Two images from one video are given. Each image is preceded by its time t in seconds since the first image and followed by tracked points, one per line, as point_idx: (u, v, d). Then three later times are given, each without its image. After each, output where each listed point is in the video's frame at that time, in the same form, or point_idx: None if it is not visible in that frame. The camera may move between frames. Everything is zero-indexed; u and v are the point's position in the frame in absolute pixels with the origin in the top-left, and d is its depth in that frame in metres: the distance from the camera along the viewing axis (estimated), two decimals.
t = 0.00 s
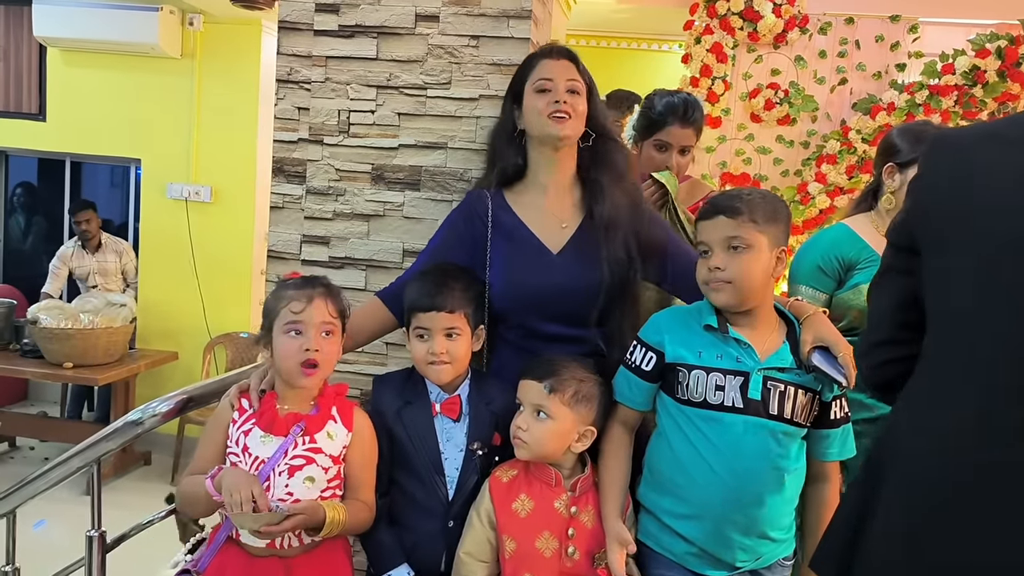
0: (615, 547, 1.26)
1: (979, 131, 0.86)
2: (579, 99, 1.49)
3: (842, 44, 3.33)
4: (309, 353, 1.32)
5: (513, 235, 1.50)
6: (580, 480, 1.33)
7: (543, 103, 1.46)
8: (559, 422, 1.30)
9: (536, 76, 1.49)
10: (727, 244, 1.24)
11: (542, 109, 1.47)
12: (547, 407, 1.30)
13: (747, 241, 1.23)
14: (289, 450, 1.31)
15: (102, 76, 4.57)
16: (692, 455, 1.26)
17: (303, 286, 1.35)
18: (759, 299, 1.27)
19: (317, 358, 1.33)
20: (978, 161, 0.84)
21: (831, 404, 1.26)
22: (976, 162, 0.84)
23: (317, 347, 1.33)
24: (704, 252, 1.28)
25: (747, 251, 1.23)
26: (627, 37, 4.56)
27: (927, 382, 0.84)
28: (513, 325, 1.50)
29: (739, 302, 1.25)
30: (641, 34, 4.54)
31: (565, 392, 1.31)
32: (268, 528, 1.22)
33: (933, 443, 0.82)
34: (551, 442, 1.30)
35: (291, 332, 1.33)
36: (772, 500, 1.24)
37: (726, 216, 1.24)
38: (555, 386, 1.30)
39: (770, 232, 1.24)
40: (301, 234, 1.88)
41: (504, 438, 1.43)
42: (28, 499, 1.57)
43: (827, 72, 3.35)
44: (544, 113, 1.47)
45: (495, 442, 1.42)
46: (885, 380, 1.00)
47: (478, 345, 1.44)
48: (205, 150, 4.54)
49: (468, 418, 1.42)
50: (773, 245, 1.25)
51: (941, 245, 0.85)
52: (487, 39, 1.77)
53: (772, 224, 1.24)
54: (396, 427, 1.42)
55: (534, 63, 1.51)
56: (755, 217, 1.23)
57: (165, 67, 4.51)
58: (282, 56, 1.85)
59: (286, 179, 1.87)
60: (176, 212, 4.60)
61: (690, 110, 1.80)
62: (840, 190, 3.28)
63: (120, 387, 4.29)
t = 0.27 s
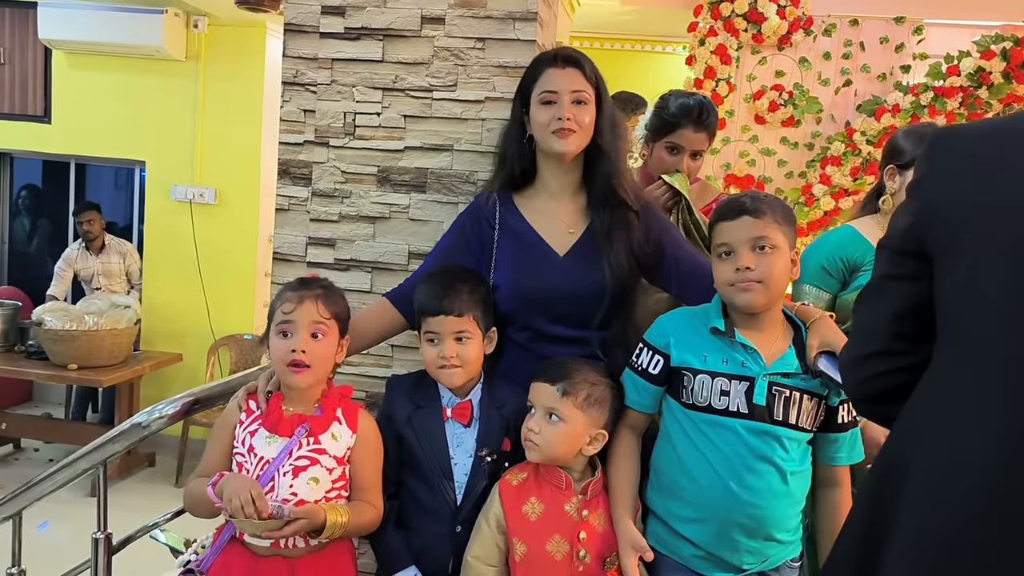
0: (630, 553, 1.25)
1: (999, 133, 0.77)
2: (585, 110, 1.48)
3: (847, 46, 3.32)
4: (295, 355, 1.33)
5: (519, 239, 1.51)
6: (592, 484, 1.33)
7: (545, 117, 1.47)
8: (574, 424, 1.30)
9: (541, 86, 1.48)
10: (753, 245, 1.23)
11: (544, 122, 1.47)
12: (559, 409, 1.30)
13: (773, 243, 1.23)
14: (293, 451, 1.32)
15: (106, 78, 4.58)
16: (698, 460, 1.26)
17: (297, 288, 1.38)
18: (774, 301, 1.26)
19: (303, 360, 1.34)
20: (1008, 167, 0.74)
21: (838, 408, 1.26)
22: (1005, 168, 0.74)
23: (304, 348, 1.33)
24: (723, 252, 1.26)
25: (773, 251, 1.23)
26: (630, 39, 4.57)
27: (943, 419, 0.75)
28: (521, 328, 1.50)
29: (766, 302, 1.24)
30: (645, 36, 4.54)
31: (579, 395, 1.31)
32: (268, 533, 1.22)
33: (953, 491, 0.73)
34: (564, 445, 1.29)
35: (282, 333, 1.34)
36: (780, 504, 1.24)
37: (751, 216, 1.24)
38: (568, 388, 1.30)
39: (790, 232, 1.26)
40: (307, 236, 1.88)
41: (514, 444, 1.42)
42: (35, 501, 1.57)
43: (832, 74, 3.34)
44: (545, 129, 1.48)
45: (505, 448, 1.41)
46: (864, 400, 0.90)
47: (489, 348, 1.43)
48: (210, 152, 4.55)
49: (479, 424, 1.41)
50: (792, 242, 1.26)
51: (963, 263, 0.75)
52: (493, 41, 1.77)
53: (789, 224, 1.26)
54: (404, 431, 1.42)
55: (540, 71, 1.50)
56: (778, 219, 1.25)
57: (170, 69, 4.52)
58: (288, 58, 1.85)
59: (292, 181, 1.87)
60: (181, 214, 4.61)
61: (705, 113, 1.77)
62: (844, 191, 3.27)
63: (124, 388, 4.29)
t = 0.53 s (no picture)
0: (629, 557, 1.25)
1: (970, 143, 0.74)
2: (597, 117, 1.48)
3: (854, 45, 3.32)
4: (305, 356, 1.34)
5: (529, 238, 1.51)
6: (591, 483, 1.31)
7: (556, 123, 1.47)
8: (570, 428, 1.29)
9: (554, 91, 1.47)
10: (762, 247, 1.23)
11: (555, 129, 1.47)
12: (558, 413, 1.29)
13: (781, 245, 1.23)
14: (303, 448, 1.33)
15: (113, 80, 4.59)
16: (708, 459, 1.25)
17: (303, 290, 1.37)
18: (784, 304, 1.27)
19: (313, 361, 1.34)
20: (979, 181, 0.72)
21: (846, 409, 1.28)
22: (977, 182, 0.72)
23: (313, 350, 1.34)
24: (733, 255, 1.26)
25: (782, 253, 1.23)
26: (636, 40, 4.56)
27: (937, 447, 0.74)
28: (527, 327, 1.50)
29: (776, 303, 1.25)
30: (650, 36, 4.54)
31: (577, 396, 1.30)
32: (284, 527, 1.21)
33: (948, 499, 0.72)
34: (564, 446, 1.29)
35: (291, 335, 1.35)
36: (788, 502, 1.23)
37: (760, 218, 1.24)
38: (565, 390, 1.30)
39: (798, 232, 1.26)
40: (312, 236, 1.88)
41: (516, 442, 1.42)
42: (42, 501, 1.58)
43: (838, 74, 3.35)
44: (557, 136, 1.48)
45: (506, 446, 1.40)
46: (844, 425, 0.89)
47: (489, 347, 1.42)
48: (216, 153, 4.56)
49: (478, 422, 1.41)
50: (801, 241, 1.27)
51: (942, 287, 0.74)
52: (498, 42, 1.77)
53: (797, 225, 1.26)
54: (408, 431, 1.42)
55: (552, 74, 1.49)
56: (787, 220, 1.25)
57: (176, 70, 4.53)
58: (294, 59, 1.85)
59: (297, 182, 1.88)
60: (187, 215, 4.62)
61: (736, 112, 1.69)
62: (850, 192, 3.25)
63: (130, 388, 4.31)
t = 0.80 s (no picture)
0: (622, 557, 1.24)
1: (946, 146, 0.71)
2: (602, 119, 1.47)
3: (854, 44, 3.32)
4: (306, 352, 1.34)
5: (527, 236, 1.51)
6: (586, 487, 1.31)
7: (561, 124, 1.47)
8: (565, 426, 1.29)
9: (559, 92, 1.47)
10: (748, 247, 1.23)
11: (560, 129, 1.47)
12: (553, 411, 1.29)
13: (767, 245, 1.23)
14: (295, 445, 1.32)
15: (114, 80, 4.59)
16: (703, 458, 1.25)
17: (307, 288, 1.38)
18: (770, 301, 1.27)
19: (313, 357, 1.34)
20: (954, 192, 0.70)
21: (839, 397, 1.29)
22: (938, 189, 0.70)
23: (314, 347, 1.34)
24: (717, 253, 1.26)
25: (768, 252, 1.23)
26: (637, 39, 4.55)
27: (927, 472, 0.73)
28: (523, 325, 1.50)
29: (761, 302, 1.25)
30: (651, 35, 4.52)
31: (571, 396, 1.29)
32: (271, 524, 1.21)
33: (920, 495, 0.73)
34: (557, 446, 1.28)
35: (293, 330, 1.35)
36: (785, 497, 1.23)
37: (746, 218, 1.24)
38: (560, 389, 1.29)
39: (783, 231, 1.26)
40: (309, 236, 1.88)
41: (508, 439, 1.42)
42: (37, 500, 1.58)
43: (839, 73, 3.34)
44: (561, 135, 1.47)
45: (499, 442, 1.40)
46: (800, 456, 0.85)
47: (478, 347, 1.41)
48: (216, 153, 4.56)
49: (470, 419, 1.41)
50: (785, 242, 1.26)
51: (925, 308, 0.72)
52: (494, 41, 1.77)
53: (780, 225, 1.26)
54: (401, 429, 1.42)
55: (558, 75, 1.48)
56: (771, 219, 1.25)
57: (176, 70, 4.53)
58: (290, 59, 1.85)
59: (294, 181, 1.87)
60: (187, 215, 4.62)
61: (775, 100, 1.62)
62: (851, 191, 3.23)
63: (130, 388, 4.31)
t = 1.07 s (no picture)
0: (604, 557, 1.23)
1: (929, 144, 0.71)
2: (593, 117, 1.47)
3: (845, 44, 3.32)
4: (293, 354, 1.33)
5: (517, 232, 1.50)
6: (569, 486, 1.30)
7: (552, 121, 1.46)
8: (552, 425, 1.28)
9: (550, 89, 1.46)
10: (702, 257, 1.25)
11: (551, 126, 1.46)
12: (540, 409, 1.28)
13: (721, 253, 1.25)
14: (285, 443, 1.32)
15: (104, 78, 4.57)
16: (686, 463, 1.25)
17: (296, 288, 1.37)
18: (728, 314, 1.29)
19: (299, 359, 1.33)
20: (942, 191, 0.69)
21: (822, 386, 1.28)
22: (924, 186, 0.70)
23: (300, 349, 1.33)
24: (673, 269, 1.28)
25: (721, 261, 1.25)
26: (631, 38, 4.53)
27: (917, 470, 0.73)
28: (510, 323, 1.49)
29: (723, 312, 1.27)
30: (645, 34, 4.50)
31: (559, 394, 1.29)
32: (256, 520, 1.21)
33: (915, 494, 0.73)
34: (540, 446, 1.28)
35: (280, 332, 1.34)
36: (772, 498, 1.23)
37: (697, 230, 1.26)
38: (548, 388, 1.29)
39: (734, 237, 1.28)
40: (297, 235, 1.87)
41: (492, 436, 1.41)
42: (24, 501, 1.57)
43: (830, 72, 3.34)
44: (552, 133, 1.47)
45: (482, 440, 1.40)
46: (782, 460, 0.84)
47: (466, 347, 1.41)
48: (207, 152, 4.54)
49: (454, 415, 1.40)
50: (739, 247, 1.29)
51: (912, 303, 0.72)
52: (483, 39, 1.76)
53: (731, 233, 1.29)
54: (385, 427, 1.42)
55: (550, 72, 1.48)
56: (718, 225, 1.27)
57: (166, 69, 4.51)
58: (278, 57, 1.84)
59: (282, 180, 1.86)
60: (178, 214, 4.61)
61: (790, 97, 1.53)
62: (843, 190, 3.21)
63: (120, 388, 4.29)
